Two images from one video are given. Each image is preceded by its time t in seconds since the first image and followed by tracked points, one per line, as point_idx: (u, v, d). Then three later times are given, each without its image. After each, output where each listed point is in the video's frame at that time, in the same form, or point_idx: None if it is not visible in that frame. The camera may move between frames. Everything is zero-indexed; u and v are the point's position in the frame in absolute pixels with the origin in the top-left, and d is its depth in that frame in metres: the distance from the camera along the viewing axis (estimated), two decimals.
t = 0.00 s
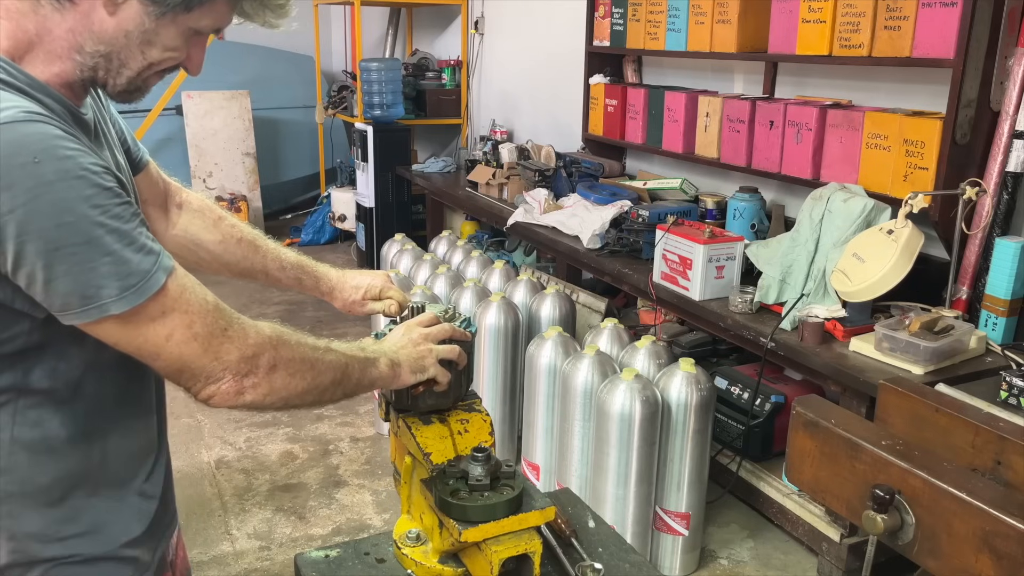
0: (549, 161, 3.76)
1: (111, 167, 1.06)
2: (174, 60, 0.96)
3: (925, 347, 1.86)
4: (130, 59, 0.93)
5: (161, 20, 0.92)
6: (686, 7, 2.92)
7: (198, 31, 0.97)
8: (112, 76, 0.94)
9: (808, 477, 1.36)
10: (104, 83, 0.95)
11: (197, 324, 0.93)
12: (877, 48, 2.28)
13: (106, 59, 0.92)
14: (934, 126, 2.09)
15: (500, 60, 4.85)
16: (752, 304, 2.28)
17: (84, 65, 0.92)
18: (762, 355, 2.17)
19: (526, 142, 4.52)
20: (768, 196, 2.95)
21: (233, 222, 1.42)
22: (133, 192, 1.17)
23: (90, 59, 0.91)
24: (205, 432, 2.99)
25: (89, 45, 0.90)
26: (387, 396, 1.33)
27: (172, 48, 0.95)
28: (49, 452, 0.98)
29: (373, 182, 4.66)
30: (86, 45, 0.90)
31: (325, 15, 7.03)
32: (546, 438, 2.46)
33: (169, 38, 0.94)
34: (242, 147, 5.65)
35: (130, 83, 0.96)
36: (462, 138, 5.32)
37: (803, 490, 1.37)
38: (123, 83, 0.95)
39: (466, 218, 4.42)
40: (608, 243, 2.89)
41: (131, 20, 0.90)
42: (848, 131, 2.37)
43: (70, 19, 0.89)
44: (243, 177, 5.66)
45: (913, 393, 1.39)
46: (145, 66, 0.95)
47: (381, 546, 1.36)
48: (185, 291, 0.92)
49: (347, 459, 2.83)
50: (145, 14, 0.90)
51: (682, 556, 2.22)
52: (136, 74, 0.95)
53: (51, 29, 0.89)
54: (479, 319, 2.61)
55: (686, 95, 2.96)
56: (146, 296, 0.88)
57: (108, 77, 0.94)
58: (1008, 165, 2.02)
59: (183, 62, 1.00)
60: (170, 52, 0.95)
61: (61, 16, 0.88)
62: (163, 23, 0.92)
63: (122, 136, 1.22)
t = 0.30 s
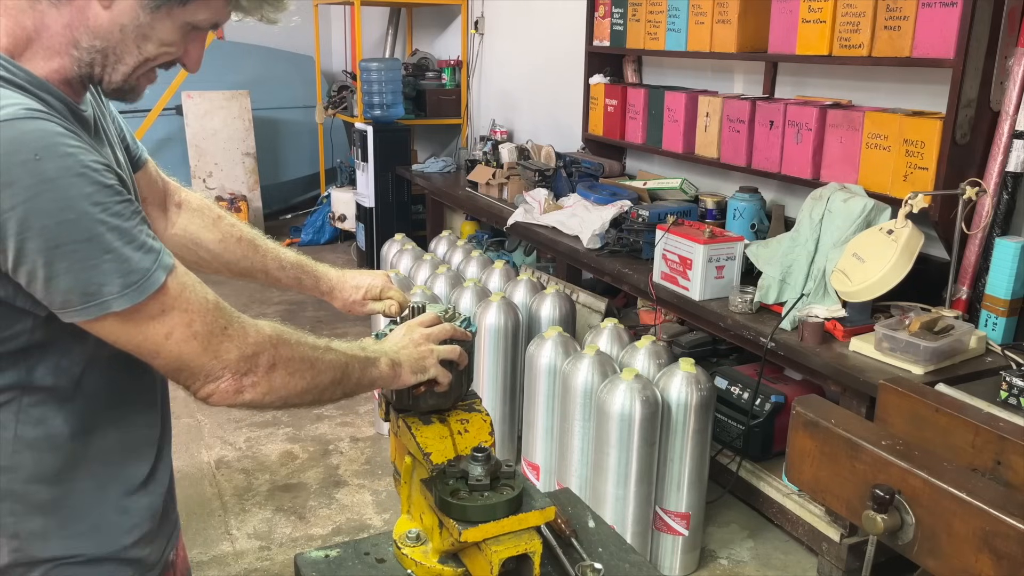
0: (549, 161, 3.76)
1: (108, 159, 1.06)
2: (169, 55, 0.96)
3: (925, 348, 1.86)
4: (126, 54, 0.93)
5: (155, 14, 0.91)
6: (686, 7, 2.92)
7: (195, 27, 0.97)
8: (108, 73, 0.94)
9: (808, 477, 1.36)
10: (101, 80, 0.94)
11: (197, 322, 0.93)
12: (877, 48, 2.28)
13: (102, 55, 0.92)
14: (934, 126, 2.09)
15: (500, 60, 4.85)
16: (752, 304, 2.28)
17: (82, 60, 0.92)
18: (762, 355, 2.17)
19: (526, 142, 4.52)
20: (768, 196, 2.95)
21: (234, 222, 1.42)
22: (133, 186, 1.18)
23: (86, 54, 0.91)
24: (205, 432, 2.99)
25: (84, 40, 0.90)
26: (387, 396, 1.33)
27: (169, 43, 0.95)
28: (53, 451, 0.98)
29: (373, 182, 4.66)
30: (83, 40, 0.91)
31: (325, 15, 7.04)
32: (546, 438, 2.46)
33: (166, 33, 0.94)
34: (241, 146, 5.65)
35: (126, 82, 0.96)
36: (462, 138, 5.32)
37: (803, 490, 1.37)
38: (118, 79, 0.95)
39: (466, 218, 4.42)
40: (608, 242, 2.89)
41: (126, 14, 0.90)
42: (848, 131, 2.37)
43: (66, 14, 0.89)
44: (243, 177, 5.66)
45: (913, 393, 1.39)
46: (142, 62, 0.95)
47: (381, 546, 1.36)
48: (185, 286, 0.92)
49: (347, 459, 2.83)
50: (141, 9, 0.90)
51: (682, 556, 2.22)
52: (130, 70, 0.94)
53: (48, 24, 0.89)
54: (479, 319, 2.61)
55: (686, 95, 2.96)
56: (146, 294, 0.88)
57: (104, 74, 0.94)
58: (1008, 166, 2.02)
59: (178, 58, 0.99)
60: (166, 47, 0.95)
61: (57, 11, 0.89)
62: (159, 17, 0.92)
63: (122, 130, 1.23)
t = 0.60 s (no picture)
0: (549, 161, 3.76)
1: (113, 159, 1.05)
2: (169, 44, 0.92)
3: (925, 348, 1.86)
4: (121, 42, 0.90)
5: None
6: (686, 7, 2.92)
7: (193, 10, 0.91)
8: (105, 61, 0.92)
9: (808, 476, 1.36)
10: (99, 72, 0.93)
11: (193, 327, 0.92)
12: (877, 48, 2.28)
13: (96, 42, 0.90)
14: (934, 126, 2.09)
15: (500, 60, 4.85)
16: (752, 304, 2.28)
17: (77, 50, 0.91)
18: (762, 355, 2.17)
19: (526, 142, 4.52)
20: (768, 196, 2.95)
21: (234, 223, 1.42)
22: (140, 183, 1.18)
23: (81, 43, 0.90)
24: (205, 432, 2.99)
25: (77, 28, 0.89)
26: (387, 395, 1.33)
27: (164, 28, 0.90)
28: (52, 449, 0.99)
29: (373, 182, 4.66)
30: (76, 28, 0.89)
31: (325, 15, 7.04)
32: (546, 438, 2.46)
33: (159, 16, 0.89)
34: (242, 147, 5.64)
35: (130, 75, 0.93)
36: (462, 137, 5.32)
37: (803, 490, 1.37)
38: (117, 71, 0.92)
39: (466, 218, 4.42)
40: (608, 243, 2.89)
41: None
42: (848, 131, 2.37)
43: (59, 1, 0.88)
44: (243, 177, 5.66)
45: (913, 393, 1.39)
46: (140, 51, 0.91)
47: (381, 546, 1.36)
48: (181, 290, 0.92)
49: (347, 459, 2.83)
50: None
51: (682, 555, 2.22)
52: (128, 61, 0.91)
53: (43, 14, 0.89)
54: (479, 319, 2.61)
55: (686, 95, 2.96)
56: (140, 298, 0.88)
57: (102, 64, 0.92)
58: (1008, 166, 2.02)
59: (184, 49, 0.94)
60: (163, 34, 0.91)
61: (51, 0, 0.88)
62: None
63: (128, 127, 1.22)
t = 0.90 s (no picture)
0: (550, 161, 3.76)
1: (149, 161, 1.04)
2: (207, 45, 0.92)
3: (925, 348, 1.86)
4: (162, 41, 0.91)
5: None
6: (686, 7, 2.92)
7: (230, 13, 0.92)
8: (148, 60, 0.92)
9: (808, 476, 1.36)
10: (144, 69, 0.93)
11: (161, 348, 0.91)
12: (876, 48, 2.28)
13: (139, 41, 0.91)
14: (934, 126, 2.09)
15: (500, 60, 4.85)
16: (752, 304, 2.28)
17: (121, 48, 0.92)
18: (762, 355, 2.17)
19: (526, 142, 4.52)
20: (768, 196, 2.95)
21: (237, 219, 1.41)
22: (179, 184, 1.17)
23: (125, 41, 0.91)
24: (205, 432, 2.99)
25: (122, 26, 0.90)
26: (387, 396, 1.34)
27: (204, 30, 0.91)
28: (59, 435, 0.97)
29: (373, 182, 4.66)
30: (120, 27, 0.90)
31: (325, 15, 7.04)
32: (546, 438, 2.46)
33: (197, 17, 0.90)
34: (242, 147, 5.64)
35: (171, 75, 0.94)
36: (462, 137, 5.32)
37: (803, 490, 1.37)
38: (160, 71, 0.93)
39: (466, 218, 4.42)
40: (608, 243, 2.89)
41: None
42: (848, 131, 2.37)
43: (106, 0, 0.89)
44: (243, 177, 5.66)
45: (912, 393, 1.39)
46: (179, 52, 0.92)
47: (381, 546, 1.36)
48: (162, 302, 0.90)
49: (347, 459, 2.83)
50: None
51: (682, 556, 2.22)
52: (168, 61, 0.92)
53: (91, 14, 0.90)
54: (479, 319, 2.61)
55: (686, 95, 2.96)
56: (109, 308, 0.86)
57: (145, 62, 0.92)
58: (1009, 166, 2.02)
59: (225, 52, 0.95)
60: (201, 36, 0.91)
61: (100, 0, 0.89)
62: None
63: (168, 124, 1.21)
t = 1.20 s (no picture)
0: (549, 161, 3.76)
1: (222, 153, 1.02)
2: (280, 40, 0.92)
3: (925, 348, 1.86)
4: (241, 36, 0.91)
5: None
6: (686, 7, 2.92)
7: (303, 8, 0.91)
8: (227, 54, 0.92)
9: (808, 476, 1.36)
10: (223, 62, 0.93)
11: (180, 319, 0.88)
12: (877, 48, 2.28)
13: (220, 37, 0.91)
14: (934, 126, 2.09)
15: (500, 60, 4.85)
16: (752, 304, 2.28)
17: (202, 43, 0.92)
18: (761, 355, 2.17)
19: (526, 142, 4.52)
20: (768, 196, 2.95)
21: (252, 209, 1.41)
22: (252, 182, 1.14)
23: (207, 37, 0.91)
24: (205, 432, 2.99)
25: (204, 23, 0.90)
26: (386, 396, 1.38)
27: (278, 25, 0.91)
28: (100, 402, 0.96)
29: (372, 182, 4.67)
30: (203, 24, 0.90)
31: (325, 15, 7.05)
32: (546, 438, 2.46)
33: (272, 14, 0.90)
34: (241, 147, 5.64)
35: (247, 68, 0.94)
36: (462, 137, 5.32)
37: (803, 490, 1.37)
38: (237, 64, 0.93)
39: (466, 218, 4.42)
40: (608, 243, 2.89)
41: None
42: (848, 131, 2.37)
43: None
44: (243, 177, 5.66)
45: (912, 392, 1.39)
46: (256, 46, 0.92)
47: (380, 546, 1.36)
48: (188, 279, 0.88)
49: (347, 459, 2.83)
50: None
51: (682, 556, 2.22)
52: (246, 55, 0.92)
53: (177, 13, 0.91)
54: (479, 319, 2.61)
55: (686, 95, 2.96)
56: (143, 270, 0.85)
57: (224, 55, 0.93)
58: (1008, 166, 2.02)
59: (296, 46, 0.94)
60: (275, 31, 0.91)
61: None
62: None
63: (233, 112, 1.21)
